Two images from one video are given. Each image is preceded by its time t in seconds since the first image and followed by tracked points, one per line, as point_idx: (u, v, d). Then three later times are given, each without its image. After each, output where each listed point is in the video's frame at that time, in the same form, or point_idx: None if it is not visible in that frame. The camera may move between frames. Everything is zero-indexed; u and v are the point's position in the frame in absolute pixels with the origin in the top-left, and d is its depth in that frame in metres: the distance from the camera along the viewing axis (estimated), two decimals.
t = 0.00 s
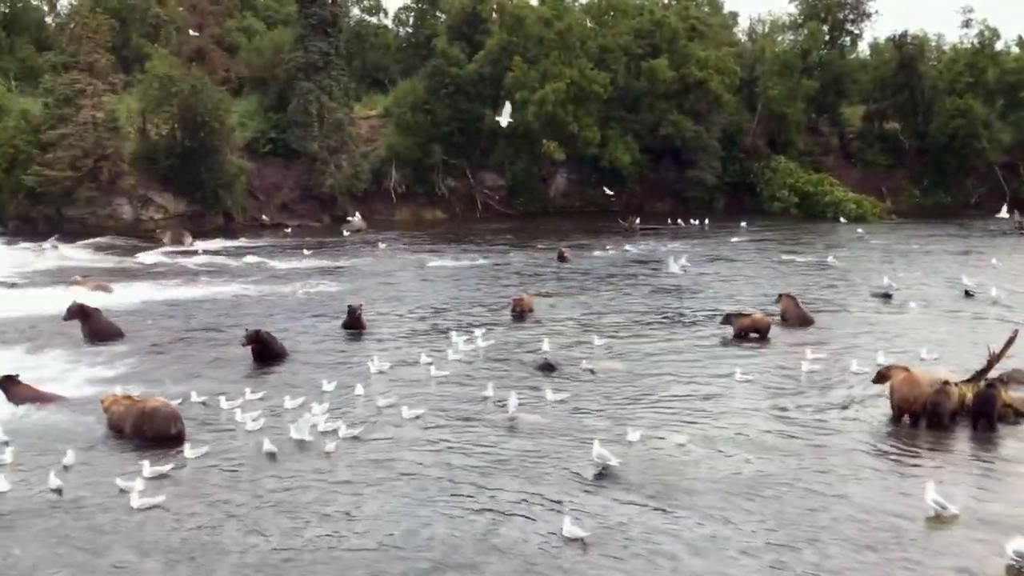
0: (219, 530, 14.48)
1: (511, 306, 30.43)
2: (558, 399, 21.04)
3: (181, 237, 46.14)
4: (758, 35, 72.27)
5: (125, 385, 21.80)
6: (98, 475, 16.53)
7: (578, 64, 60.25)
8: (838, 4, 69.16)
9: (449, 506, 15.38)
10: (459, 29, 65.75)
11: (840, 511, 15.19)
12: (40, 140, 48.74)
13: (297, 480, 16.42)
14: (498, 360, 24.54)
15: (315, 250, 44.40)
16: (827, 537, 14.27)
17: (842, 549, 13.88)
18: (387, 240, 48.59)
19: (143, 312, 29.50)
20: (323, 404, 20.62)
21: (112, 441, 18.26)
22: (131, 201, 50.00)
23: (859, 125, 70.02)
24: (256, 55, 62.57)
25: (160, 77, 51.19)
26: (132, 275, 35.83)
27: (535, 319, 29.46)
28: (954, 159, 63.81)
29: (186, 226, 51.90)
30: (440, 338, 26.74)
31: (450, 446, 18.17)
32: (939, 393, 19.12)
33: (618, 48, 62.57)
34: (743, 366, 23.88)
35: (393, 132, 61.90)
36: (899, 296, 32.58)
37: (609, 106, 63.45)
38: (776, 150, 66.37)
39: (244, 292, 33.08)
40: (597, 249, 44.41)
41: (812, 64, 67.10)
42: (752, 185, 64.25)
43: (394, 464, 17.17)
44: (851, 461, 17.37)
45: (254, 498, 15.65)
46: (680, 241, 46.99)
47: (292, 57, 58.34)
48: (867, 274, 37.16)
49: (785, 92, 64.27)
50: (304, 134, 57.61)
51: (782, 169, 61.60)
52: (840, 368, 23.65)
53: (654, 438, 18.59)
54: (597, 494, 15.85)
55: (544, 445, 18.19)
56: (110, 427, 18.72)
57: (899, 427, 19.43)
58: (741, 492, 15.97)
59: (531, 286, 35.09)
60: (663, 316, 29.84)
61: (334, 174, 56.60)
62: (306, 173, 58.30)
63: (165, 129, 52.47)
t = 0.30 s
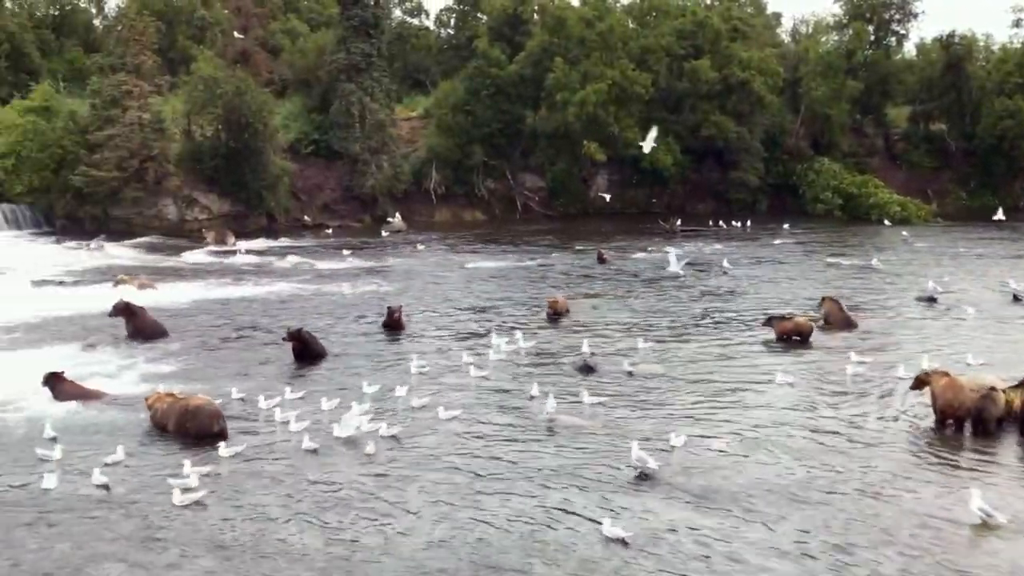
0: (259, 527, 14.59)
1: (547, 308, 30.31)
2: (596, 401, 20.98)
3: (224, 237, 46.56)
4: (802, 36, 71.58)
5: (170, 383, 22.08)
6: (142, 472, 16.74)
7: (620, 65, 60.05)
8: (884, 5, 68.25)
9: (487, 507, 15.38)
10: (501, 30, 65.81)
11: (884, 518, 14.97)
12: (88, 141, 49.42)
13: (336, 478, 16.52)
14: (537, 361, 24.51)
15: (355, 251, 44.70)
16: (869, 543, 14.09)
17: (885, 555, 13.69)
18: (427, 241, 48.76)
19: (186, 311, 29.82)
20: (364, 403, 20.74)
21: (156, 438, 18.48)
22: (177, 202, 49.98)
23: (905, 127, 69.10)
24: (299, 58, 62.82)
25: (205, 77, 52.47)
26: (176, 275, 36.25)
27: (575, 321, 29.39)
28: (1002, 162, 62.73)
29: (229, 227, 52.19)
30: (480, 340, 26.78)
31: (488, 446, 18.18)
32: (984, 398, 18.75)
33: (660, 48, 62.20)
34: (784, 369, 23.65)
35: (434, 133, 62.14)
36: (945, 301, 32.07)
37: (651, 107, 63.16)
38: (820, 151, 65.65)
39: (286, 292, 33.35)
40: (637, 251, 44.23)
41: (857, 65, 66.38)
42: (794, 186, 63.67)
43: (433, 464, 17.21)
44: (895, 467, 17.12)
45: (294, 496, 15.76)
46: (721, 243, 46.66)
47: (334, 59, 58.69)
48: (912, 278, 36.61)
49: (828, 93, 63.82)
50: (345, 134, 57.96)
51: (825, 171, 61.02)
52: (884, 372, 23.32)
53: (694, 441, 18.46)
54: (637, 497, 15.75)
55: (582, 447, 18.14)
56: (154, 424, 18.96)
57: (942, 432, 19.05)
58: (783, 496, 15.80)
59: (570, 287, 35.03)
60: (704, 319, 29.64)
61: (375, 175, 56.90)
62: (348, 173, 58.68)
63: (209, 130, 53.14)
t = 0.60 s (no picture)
0: (295, 525, 14.61)
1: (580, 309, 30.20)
2: (632, 403, 20.87)
3: (263, 236, 46.79)
4: (843, 36, 70.76)
5: (209, 380, 22.27)
6: (182, 469, 16.88)
7: (659, 66, 59.76)
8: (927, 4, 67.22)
9: (523, 507, 15.30)
10: (539, 31, 65.79)
11: (927, 523, 14.72)
12: (130, 140, 49.96)
13: (372, 477, 16.54)
14: (575, 362, 24.44)
15: (392, 251, 44.85)
16: (912, 548, 13.86)
17: (929, 561, 13.47)
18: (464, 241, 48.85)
19: (226, 310, 30.06)
20: (402, 403, 20.82)
21: (195, 435, 18.65)
22: (217, 201, 50.77)
23: (948, 128, 68.11)
24: (339, 59, 63.15)
25: (246, 78, 52.65)
26: (216, 274, 36.56)
27: (611, 322, 29.26)
28: None
29: (268, 226, 52.53)
30: (516, 340, 26.74)
31: (524, 447, 18.12)
32: None
33: (699, 48, 61.83)
34: (824, 372, 23.36)
35: (471, 134, 62.27)
36: (989, 304, 31.53)
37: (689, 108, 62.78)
38: (861, 152, 64.88)
39: (324, 291, 33.51)
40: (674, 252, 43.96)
41: (899, 65, 65.52)
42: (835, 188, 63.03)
43: (468, 464, 17.19)
44: (938, 473, 16.83)
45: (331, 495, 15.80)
46: (759, 245, 46.28)
47: (373, 60, 58.90)
48: (955, 281, 36.04)
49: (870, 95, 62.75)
50: (383, 135, 58.11)
51: (867, 172, 60.37)
52: (926, 376, 22.96)
53: (732, 444, 18.29)
54: (674, 499, 15.61)
55: (619, 449, 18.02)
56: (194, 421, 19.13)
57: (985, 438, 18.76)
58: (823, 501, 15.59)
59: (607, 289, 34.88)
60: (742, 321, 29.38)
61: (412, 175, 57.07)
62: (385, 173, 58.88)
63: (250, 130, 53.56)
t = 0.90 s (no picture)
0: (328, 524, 14.69)
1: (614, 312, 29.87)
2: (666, 404, 20.80)
3: (299, 235, 47.06)
4: (882, 35, 69.94)
5: (246, 378, 22.49)
6: (219, 466, 17.05)
7: (695, 66, 59.45)
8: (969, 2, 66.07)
9: (555, 510, 15.25)
10: (574, 31, 65.71)
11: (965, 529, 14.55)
12: (169, 141, 50.45)
13: (406, 476, 16.63)
14: (609, 363, 24.39)
15: (426, 251, 45.03)
16: (951, 553, 13.72)
17: (968, 567, 13.31)
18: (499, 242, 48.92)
19: (263, 309, 30.31)
20: (436, 403, 20.89)
21: (232, 432, 18.83)
22: (254, 202, 51.36)
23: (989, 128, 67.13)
24: (374, 60, 63.44)
25: (283, 79, 52.94)
26: (253, 273, 36.88)
27: (646, 324, 29.16)
28: None
29: (305, 226, 52.97)
30: (551, 341, 26.74)
31: (558, 448, 18.10)
32: None
33: (735, 48, 61.41)
34: (861, 375, 23.12)
35: (506, 134, 62.34)
36: None
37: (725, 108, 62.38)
38: (900, 153, 64.22)
39: (359, 291, 33.69)
40: (709, 253, 43.72)
41: (940, 65, 64.63)
42: (873, 189, 62.45)
43: (502, 463, 17.23)
44: (976, 477, 16.63)
45: (364, 494, 15.86)
46: (796, 246, 45.94)
47: (408, 61, 59.10)
48: (995, 283, 35.52)
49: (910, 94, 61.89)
50: (419, 136, 58.29)
51: (906, 172, 59.76)
52: (966, 379, 22.65)
53: (765, 446, 18.17)
54: (708, 501, 15.56)
55: (653, 451, 17.93)
56: (231, 418, 19.33)
57: None
58: (859, 504, 15.46)
59: (642, 290, 34.76)
60: (778, 323, 29.17)
61: (447, 175, 57.20)
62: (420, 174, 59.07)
63: (287, 131, 53.95)
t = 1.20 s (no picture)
0: (363, 522, 14.71)
1: (647, 313, 29.57)
2: (700, 405, 20.68)
3: (333, 235, 47.33)
4: (921, 33, 69.06)
5: (280, 377, 22.64)
6: (256, 463, 17.18)
7: (730, 65, 59.08)
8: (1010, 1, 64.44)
9: (589, 510, 15.20)
10: (608, 31, 65.53)
11: (1006, 533, 14.32)
12: (206, 141, 50.81)
13: (440, 475, 16.65)
14: (643, 364, 24.30)
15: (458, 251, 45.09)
16: (992, 558, 13.51)
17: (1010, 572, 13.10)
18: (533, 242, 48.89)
19: (298, 308, 30.47)
20: (469, 402, 20.90)
21: (268, 430, 18.94)
22: (289, 201, 51.67)
23: None
24: (408, 61, 63.72)
25: (318, 80, 53.25)
26: (288, 273, 37.10)
27: (680, 324, 29.03)
28: None
29: (339, 226, 53.29)
30: (585, 341, 26.69)
31: (591, 448, 18.04)
32: None
33: (771, 47, 60.89)
34: (899, 378, 22.85)
35: (540, 134, 62.32)
36: None
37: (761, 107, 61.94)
38: (938, 153, 63.49)
39: (393, 291, 33.81)
40: (744, 254, 43.42)
41: (980, 64, 63.58)
42: (910, 189, 61.78)
43: (536, 463, 17.21)
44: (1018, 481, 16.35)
45: (398, 493, 15.88)
46: (832, 247, 45.52)
47: (442, 61, 59.25)
48: None
49: (948, 93, 60.81)
50: (452, 136, 58.31)
51: (944, 172, 58.98)
52: (1007, 383, 22.31)
53: (802, 448, 18.00)
54: (744, 502, 15.44)
55: (687, 452, 17.81)
56: (266, 417, 19.43)
57: None
58: (898, 507, 15.27)
59: (676, 290, 34.60)
60: (815, 324, 28.90)
61: (480, 176, 57.26)
62: (453, 174, 59.21)
63: (321, 131, 54.29)
